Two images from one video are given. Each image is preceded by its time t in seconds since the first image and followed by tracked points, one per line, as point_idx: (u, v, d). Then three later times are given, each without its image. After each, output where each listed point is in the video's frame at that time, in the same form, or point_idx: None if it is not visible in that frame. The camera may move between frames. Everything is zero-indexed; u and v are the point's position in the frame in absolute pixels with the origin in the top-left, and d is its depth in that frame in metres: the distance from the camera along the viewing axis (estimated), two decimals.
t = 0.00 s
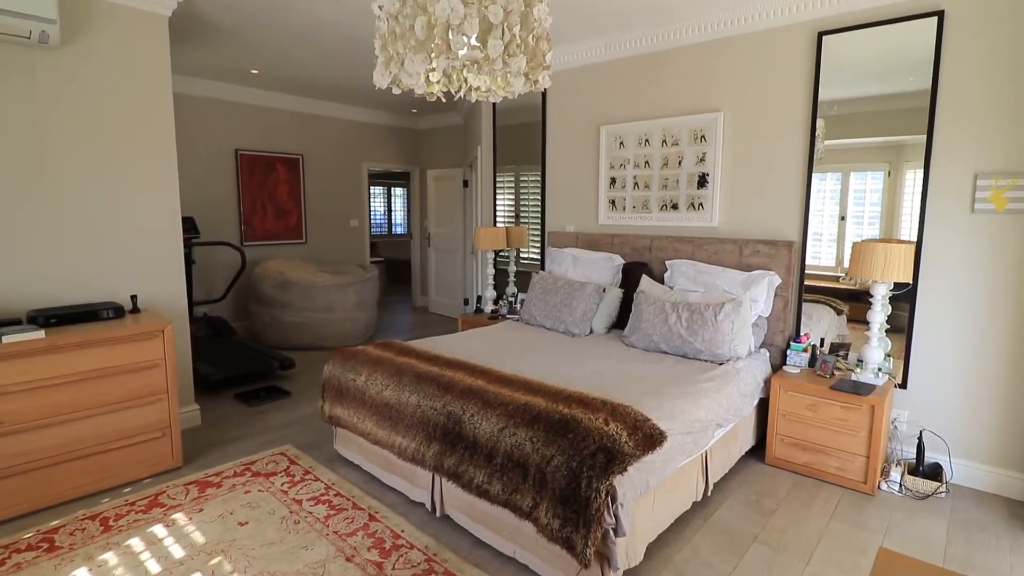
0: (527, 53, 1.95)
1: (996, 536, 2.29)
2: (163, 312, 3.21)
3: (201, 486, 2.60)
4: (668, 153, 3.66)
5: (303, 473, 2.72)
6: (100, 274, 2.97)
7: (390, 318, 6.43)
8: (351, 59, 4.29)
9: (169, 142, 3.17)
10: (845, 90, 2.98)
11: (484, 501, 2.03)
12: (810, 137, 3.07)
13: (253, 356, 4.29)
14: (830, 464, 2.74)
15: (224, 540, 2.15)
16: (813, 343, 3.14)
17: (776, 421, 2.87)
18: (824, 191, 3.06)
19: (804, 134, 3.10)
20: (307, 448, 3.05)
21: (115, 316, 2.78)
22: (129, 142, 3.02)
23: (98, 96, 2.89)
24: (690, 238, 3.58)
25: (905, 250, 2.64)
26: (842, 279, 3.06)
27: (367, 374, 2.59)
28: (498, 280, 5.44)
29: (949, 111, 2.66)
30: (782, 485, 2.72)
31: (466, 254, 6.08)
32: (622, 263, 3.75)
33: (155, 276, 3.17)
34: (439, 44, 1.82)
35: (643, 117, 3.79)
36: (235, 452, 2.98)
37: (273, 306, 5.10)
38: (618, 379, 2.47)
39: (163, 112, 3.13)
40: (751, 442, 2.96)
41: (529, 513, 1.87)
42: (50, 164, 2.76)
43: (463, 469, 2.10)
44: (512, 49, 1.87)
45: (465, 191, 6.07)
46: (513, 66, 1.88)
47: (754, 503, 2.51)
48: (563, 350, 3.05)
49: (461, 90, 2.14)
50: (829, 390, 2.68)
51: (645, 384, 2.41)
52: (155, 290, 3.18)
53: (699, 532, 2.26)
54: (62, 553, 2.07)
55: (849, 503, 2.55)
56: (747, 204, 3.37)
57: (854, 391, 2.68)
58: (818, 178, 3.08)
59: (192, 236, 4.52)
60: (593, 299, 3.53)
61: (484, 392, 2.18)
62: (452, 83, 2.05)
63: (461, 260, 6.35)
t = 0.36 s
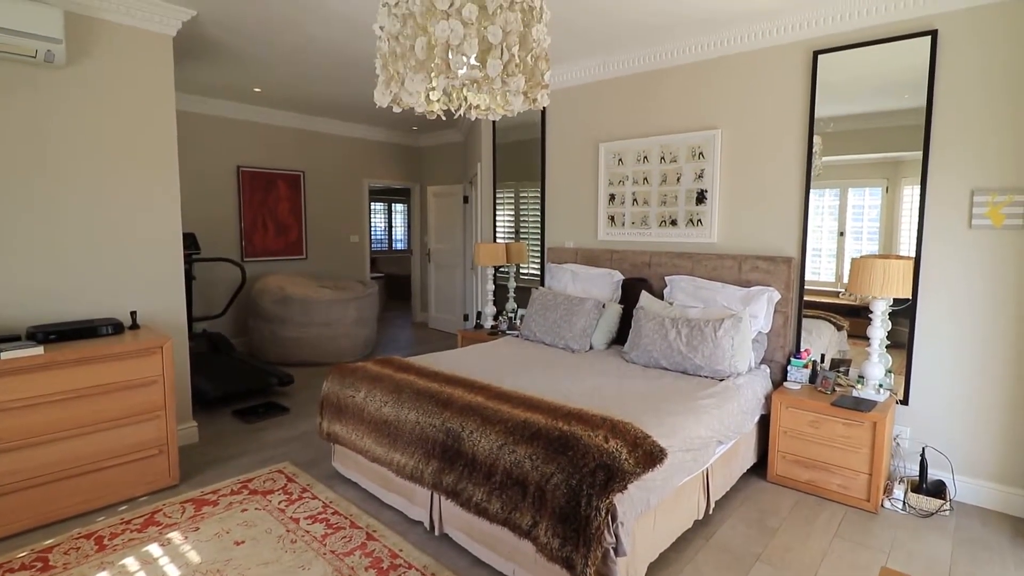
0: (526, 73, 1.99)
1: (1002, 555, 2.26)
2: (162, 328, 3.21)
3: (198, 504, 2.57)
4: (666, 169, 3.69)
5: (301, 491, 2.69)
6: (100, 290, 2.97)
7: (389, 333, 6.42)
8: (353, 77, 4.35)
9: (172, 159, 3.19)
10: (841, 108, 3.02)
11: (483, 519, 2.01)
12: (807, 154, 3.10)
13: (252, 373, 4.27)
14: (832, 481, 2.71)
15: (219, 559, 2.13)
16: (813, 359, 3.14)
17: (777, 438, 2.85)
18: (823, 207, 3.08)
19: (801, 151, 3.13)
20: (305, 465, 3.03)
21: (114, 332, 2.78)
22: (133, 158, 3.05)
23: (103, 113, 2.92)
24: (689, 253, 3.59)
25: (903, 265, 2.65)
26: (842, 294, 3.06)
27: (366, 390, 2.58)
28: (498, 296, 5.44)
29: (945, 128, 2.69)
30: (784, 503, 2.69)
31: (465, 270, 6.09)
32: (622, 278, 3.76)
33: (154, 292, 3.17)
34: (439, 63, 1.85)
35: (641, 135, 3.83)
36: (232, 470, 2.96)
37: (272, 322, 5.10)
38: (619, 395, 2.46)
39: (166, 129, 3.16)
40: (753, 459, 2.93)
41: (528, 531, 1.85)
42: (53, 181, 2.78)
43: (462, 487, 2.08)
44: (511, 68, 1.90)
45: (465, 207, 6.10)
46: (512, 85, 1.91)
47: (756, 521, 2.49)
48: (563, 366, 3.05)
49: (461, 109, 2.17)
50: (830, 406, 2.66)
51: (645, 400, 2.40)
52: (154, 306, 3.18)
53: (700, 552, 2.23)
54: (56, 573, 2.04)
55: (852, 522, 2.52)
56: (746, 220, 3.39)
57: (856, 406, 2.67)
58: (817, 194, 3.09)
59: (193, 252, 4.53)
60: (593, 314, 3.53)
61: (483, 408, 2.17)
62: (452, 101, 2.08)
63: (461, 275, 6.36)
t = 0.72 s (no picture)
0: (525, 87, 2.01)
1: (1006, 569, 2.24)
2: (161, 340, 3.20)
3: (195, 518, 2.55)
4: (665, 182, 3.71)
5: (298, 505, 2.67)
6: (100, 302, 2.97)
7: (389, 345, 6.41)
8: (354, 91, 4.39)
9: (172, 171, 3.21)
10: (837, 122, 3.05)
11: (482, 533, 2.00)
12: (806, 166, 3.12)
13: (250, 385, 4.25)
14: (834, 494, 2.70)
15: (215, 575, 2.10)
16: (814, 371, 3.13)
17: (777, 450, 2.84)
18: (822, 219, 3.09)
19: (799, 164, 3.15)
20: (303, 479, 3.01)
21: (112, 344, 2.77)
22: (135, 171, 3.07)
23: (104, 126, 2.94)
24: (688, 266, 3.60)
25: (902, 276, 2.66)
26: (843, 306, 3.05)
27: (365, 403, 2.57)
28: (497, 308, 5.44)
29: (941, 141, 2.72)
30: (786, 516, 2.67)
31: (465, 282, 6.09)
32: (622, 290, 3.76)
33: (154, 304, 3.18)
34: (439, 78, 1.87)
35: (640, 148, 3.85)
36: (230, 483, 2.94)
37: (272, 334, 5.09)
38: (618, 408, 2.45)
39: (166, 141, 3.18)
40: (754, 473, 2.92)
41: (528, 546, 1.84)
42: (55, 194, 2.80)
43: (461, 501, 2.07)
44: (511, 83, 1.92)
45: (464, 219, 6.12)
46: (512, 99, 1.93)
47: (758, 535, 2.47)
48: (562, 379, 3.04)
49: (461, 122, 2.18)
50: (831, 419, 2.65)
51: (645, 413, 2.39)
52: (153, 318, 3.18)
53: (701, 566, 2.21)
54: None
55: (855, 536, 2.50)
56: (744, 232, 3.41)
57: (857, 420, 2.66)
58: (815, 206, 3.11)
59: (194, 264, 4.54)
60: (592, 327, 3.52)
61: (482, 421, 2.16)
62: (452, 116, 2.10)
63: (460, 287, 6.36)
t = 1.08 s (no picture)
0: (525, 102, 2.03)
1: None
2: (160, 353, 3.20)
3: (193, 533, 2.53)
4: (664, 195, 3.73)
5: (297, 519, 2.65)
6: (100, 316, 2.98)
7: (389, 357, 6.39)
8: (355, 104, 4.42)
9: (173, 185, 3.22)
10: (835, 135, 3.07)
11: (481, 549, 1.98)
12: (804, 179, 3.14)
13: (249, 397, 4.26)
14: (837, 509, 2.67)
15: None
16: (814, 384, 3.12)
17: (780, 464, 2.82)
18: (821, 232, 3.10)
19: (797, 176, 3.17)
20: (301, 493, 2.99)
21: (112, 357, 2.77)
22: (136, 185, 3.08)
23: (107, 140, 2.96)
24: (688, 278, 3.61)
25: (902, 290, 2.66)
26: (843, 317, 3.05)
27: (365, 416, 2.56)
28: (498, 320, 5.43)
29: (939, 155, 2.73)
30: (788, 531, 2.65)
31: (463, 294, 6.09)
32: (623, 302, 3.75)
33: (154, 317, 3.18)
34: (440, 93, 1.89)
35: (639, 161, 3.88)
36: (228, 497, 2.92)
37: (272, 347, 5.09)
38: (618, 421, 2.44)
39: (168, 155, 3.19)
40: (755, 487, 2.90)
41: (528, 562, 1.82)
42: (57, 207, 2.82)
43: (460, 515, 2.05)
44: (510, 97, 1.94)
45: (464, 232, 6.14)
46: (511, 114, 1.95)
47: (760, 550, 2.44)
48: (563, 391, 3.02)
49: (461, 136, 2.19)
50: (832, 432, 2.64)
51: (645, 427, 2.38)
52: (154, 331, 3.17)
53: None
54: None
55: (858, 551, 2.48)
56: (743, 244, 3.42)
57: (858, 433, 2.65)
58: (814, 219, 3.12)
59: (194, 276, 4.54)
60: (593, 339, 3.52)
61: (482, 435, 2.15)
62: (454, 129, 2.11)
63: (461, 299, 6.37)
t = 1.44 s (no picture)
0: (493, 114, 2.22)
1: None
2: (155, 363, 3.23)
3: (190, 547, 2.56)
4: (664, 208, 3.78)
5: (295, 532, 2.66)
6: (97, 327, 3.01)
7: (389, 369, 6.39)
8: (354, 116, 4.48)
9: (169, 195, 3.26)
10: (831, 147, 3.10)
11: (478, 564, 1.94)
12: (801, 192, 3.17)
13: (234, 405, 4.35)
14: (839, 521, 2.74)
15: None
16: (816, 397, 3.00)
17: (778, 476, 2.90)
18: (821, 243, 3.09)
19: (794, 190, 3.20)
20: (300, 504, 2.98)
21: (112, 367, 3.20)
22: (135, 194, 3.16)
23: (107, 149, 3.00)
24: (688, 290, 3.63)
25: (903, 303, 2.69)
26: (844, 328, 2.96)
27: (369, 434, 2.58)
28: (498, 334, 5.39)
29: (939, 156, 2.62)
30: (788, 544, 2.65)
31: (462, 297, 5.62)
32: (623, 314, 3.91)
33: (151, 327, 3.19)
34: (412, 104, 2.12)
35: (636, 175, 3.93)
36: (225, 510, 2.94)
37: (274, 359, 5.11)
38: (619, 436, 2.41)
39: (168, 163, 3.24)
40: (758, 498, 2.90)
41: None
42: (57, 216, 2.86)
43: (460, 530, 2.03)
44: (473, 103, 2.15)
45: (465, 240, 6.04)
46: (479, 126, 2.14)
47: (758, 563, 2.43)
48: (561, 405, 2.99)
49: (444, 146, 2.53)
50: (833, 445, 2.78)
51: (647, 439, 2.37)
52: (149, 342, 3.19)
53: None
54: None
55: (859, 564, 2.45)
56: (742, 257, 3.44)
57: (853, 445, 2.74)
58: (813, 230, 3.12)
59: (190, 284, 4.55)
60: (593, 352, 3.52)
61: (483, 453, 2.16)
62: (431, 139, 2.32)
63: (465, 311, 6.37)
